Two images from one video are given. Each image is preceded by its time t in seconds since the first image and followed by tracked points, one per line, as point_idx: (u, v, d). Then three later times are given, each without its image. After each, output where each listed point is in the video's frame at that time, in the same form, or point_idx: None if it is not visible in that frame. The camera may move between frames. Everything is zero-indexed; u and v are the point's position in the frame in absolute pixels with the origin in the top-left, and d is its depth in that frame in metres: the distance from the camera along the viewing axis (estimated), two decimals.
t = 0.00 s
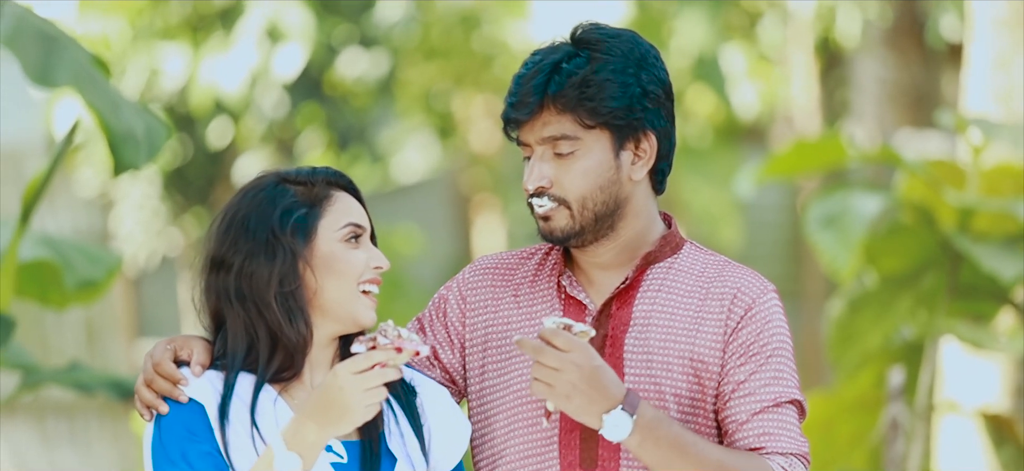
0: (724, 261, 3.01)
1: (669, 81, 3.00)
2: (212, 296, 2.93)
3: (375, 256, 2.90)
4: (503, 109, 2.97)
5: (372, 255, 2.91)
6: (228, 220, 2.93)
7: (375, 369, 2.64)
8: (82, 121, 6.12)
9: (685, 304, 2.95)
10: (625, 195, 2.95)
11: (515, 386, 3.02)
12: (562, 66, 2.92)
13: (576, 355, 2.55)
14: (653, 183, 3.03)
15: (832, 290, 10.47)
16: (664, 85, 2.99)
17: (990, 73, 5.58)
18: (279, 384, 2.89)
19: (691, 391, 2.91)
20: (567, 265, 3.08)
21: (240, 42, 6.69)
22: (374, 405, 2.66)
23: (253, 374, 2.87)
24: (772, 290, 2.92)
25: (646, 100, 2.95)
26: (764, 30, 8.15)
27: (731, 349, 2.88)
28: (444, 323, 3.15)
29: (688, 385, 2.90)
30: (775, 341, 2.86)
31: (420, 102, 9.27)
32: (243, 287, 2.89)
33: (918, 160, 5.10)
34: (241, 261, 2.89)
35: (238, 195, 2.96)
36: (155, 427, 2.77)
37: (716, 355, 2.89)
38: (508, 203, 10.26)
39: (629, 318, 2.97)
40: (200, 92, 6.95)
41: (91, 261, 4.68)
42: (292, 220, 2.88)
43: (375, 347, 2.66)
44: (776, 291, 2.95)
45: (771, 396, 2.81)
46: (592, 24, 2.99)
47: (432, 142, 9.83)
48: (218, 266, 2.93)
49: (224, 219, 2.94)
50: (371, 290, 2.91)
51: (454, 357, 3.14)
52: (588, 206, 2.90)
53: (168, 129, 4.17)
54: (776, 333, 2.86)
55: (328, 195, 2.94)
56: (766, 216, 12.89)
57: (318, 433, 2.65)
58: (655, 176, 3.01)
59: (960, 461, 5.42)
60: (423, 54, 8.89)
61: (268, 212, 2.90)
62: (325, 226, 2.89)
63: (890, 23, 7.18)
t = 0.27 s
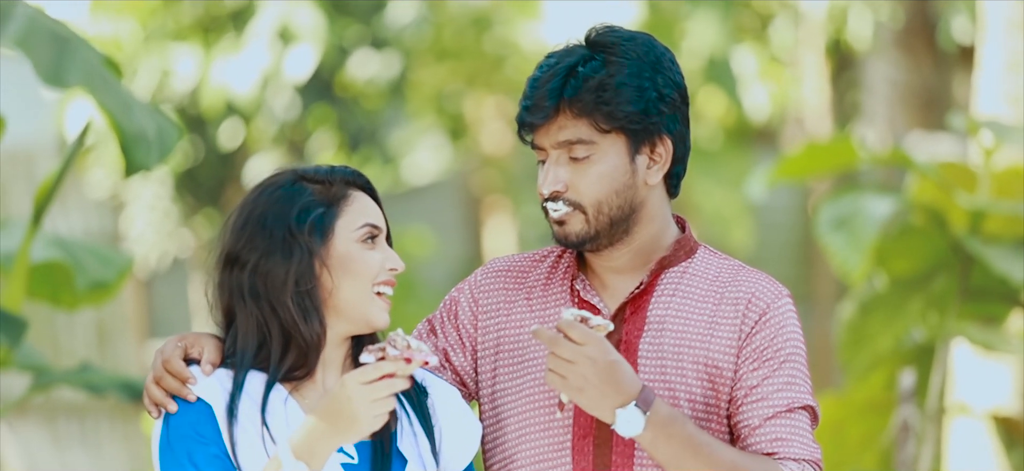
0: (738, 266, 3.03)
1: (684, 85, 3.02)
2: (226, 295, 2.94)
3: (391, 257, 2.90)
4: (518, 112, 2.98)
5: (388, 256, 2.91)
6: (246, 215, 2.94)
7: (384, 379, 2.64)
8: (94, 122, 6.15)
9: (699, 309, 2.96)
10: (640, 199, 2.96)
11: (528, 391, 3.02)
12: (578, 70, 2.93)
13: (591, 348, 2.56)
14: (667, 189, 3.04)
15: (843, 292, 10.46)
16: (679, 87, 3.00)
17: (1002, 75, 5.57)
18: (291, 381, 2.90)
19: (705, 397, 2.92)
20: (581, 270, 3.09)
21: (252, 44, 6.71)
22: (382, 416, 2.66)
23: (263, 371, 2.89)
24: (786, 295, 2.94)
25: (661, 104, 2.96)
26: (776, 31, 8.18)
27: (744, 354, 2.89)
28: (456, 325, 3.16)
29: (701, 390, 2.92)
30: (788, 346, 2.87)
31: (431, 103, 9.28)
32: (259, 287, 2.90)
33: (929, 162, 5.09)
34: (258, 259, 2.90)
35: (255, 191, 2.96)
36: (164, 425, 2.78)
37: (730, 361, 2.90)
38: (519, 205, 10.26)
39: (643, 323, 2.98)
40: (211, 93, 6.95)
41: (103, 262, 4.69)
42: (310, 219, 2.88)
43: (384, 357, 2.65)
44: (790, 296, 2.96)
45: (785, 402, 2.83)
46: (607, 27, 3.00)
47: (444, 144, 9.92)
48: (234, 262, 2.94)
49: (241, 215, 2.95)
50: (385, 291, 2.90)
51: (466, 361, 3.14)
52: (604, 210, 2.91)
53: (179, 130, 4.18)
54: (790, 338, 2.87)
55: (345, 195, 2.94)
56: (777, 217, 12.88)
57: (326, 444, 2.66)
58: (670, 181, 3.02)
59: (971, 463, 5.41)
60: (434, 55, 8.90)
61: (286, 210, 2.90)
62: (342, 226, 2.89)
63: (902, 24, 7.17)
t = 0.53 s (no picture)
0: (750, 271, 3.02)
1: (695, 89, 3.02)
2: (235, 295, 2.95)
3: (400, 259, 2.90)
4: (528, 117, 2.98)
5: (397, 259, 2.91)
6: (256, 215, 2.94)
7: (391, 390, 2.61)
8: (99, 123, 6.16)
9: (710, 314, 2.96)
10: (652, 203, 2.95)
11: (537, 394, 3.02)
12: (589, 75, 2.93)
13: (603, 343, 2.57)
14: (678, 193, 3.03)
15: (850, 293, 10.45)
16: (690, 91, 3.00)
17: (1008, 76, 5.56)
18: (300, 382, 2.90)
19: (715, 402, 2.91)
20: (591, 274, 3.10)
21: (257, 44, 6.71)
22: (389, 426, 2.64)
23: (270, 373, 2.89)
24: (797, 300, 2.93)
25: (673, 109, 2.96)
26: (782, 32, 8.17)
27: (755, 360, 2.88)
28: (465, 328, 3.16)
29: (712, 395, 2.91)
30: (799, 351, 2.86)
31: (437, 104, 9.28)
32: (270, 288, 2.90)
33: (935, 163, 5.07)
34: (268, 260, 2.90)
35: (266, 191, 2.96)
36: (169, 427, 2.79)
37: (741, 366, 2.89)
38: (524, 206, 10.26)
39: (654, 328, 2.98)
40: (217, 94, 6.97)
41: (109, 263, 4.69)
42: (321, 220, 2.88)
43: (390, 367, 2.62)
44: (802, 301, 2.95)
45: (795, 407, 2.81)
46: (617, 30, 2.99)
47: (451, 144, 9.78)
48: (243, 263, 2.94)
49: (250, 216, 2.95)
50: (395, 294, 2.91)
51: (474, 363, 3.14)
52: (615, 215, 2.90)
53: (185, 131, 4.18)
54: (801, 343, 2.86)
55: (356, 196, 2.93)
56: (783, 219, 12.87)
57: (332, 452, 2.66)
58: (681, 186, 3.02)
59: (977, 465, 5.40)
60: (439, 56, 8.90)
61: (298, 211, 2.90)
62: (353, 228, 2.89)
63: (908, 25, 7.16)
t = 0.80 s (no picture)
0: (764, 277, 3.01)
1: (711, 94, 3.00)
2: (245, 298, 2.94)
3: (411, 265, 2.90)
4: (543, 122, 2.95)
5: (409, 264, 2.91)
6: (267, 220, 2.94)
7: (402, 404, 2.64)
8: (105, 123, 6.17)
9: (724, 320, 2.95)
10: (667, 210, 2.94)
11: (549, 400, 3.02)
12: (605, 81, 2.90)
13: (620, 339, 2.60)
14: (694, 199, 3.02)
15: (855, 293, 10.44)
16: (706, 97, 2.98)
17: (1014, 75, 5.55)
18: (310, 387, 2.90)
19: (729, 408, 2.90)
20: (605, 279, 3.10)
21: (264, 45, 6.72)
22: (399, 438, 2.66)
23: (281, 379, 2.89)
24: (811, 306, 2.92)
25: (690, 115, 2.94)
26: (787, 32, 8.17)
27: (769, 366, 2.87)
28: (478, 331, 3.15)
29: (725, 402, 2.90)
30: (813, 357, 2.84)
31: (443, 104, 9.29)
32: (282, 293, 2.90)
33: (941, 163, 5.07)
34: (278, 264, 2.90)
35: (276, 196, 2.96)
36: (176, 434, 2.79)
37: (754, 372, 2.88)
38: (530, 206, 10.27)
39: (668, 334, 2.98)
40: (222, 94, 6.97)
41: (115, 263, 4.70)
42: (333, 225, 2.88)
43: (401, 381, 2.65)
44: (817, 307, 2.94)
45: (808, 412, 2.80)
46: (633, 33, 2.97)
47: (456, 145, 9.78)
48: (253, 267, 2.94)
49: (259, 220, 2.95)
50: (406, 299, 2.90)
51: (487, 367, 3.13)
52: (630, 223, 2.88)
53: (191, 130, 4.18)
54: (815, 349, 2.85)
55: (368, 201, 2.94)
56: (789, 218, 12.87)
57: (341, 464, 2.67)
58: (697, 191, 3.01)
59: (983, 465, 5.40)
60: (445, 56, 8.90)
61: (309, 216, 2.90)
62: (365, 233, 2.89)
63: (914, 25, 7.14)
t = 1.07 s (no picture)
0: (774, 280, 3.01)
1: (720, 96, 3.00)
2: (249, 304, 2.94)
3: (418, 269, 2.89)
4: (553, 128, 2.94)
5: (416, 268, 2.90)
6: (271, 226, 2.94)
7: (410, 420, 2.66)
8: (105, 121, 6.17)
9: (734, 323, 2.95)
10: (679, 214, 2.93)
11: (556, 402, 3.02)
12: (617, 86, 2.90)
13: (629, 334, 2.60)
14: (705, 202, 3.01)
15: (854, 292, 10.44)
16: (717, 99, 2.98)
17: (1013, 74, 5.55)
18: (317, 393, 2.90)
19: (738, 411, 2.90)
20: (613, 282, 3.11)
21: (263, 42, 6.72)
22: (406, 452, 2.66)
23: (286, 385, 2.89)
24: (821, 310, 2.92)
25: (701, 118, 2.94)
26: (787, 30, 8.18)
27: (779, 369, 2.87)
28: (485, 333, 3.14)
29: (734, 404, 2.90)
30: (823, 360, 2.84)
31: (442, 102, 9.30)
32: (288, 299, 2.90)
33: (940, 161, 5.07)
34: (282, 271, 2.91)
35: (280, 203, 2.96)
36: (178, 439, 2.78)
37: (763, 375, 2.88)
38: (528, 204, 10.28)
39: (677, 337, 2.98)
40: (222, 93, 6.97)
41: (114, 261, 4.70)
42: (339, 230, 2.88)
43: (409, 396, 2.67)
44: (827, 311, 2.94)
45: (817, 416, 2.79)
46: (641, 37, 2.96)
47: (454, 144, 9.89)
48: (257, 275, 2.94)
49: (263, 226, 2.95)
50: (414, 304, 2.90)
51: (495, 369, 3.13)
52: (643, 227, 2.88)
53: (190, 129, 4.17)
54: (824, 353, 2.85)
55: (372, 206, 2.93)
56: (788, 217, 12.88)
57: None
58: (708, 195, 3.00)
59: (982, 464, 5.40)
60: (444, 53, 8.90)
61: (314, 222, 2.90)
62: (370, 238, 2.89)
63: (913, 23, 7.15)
